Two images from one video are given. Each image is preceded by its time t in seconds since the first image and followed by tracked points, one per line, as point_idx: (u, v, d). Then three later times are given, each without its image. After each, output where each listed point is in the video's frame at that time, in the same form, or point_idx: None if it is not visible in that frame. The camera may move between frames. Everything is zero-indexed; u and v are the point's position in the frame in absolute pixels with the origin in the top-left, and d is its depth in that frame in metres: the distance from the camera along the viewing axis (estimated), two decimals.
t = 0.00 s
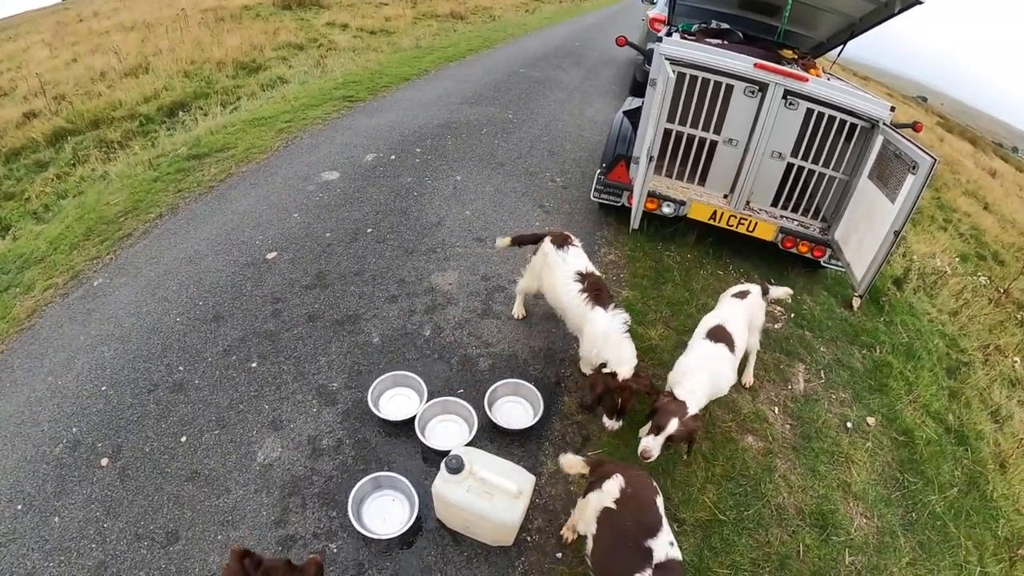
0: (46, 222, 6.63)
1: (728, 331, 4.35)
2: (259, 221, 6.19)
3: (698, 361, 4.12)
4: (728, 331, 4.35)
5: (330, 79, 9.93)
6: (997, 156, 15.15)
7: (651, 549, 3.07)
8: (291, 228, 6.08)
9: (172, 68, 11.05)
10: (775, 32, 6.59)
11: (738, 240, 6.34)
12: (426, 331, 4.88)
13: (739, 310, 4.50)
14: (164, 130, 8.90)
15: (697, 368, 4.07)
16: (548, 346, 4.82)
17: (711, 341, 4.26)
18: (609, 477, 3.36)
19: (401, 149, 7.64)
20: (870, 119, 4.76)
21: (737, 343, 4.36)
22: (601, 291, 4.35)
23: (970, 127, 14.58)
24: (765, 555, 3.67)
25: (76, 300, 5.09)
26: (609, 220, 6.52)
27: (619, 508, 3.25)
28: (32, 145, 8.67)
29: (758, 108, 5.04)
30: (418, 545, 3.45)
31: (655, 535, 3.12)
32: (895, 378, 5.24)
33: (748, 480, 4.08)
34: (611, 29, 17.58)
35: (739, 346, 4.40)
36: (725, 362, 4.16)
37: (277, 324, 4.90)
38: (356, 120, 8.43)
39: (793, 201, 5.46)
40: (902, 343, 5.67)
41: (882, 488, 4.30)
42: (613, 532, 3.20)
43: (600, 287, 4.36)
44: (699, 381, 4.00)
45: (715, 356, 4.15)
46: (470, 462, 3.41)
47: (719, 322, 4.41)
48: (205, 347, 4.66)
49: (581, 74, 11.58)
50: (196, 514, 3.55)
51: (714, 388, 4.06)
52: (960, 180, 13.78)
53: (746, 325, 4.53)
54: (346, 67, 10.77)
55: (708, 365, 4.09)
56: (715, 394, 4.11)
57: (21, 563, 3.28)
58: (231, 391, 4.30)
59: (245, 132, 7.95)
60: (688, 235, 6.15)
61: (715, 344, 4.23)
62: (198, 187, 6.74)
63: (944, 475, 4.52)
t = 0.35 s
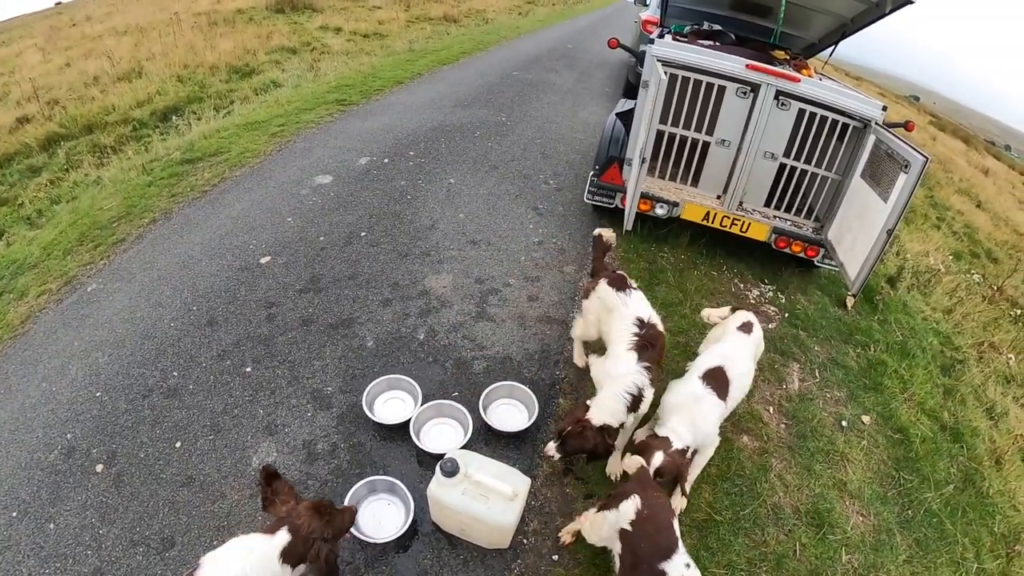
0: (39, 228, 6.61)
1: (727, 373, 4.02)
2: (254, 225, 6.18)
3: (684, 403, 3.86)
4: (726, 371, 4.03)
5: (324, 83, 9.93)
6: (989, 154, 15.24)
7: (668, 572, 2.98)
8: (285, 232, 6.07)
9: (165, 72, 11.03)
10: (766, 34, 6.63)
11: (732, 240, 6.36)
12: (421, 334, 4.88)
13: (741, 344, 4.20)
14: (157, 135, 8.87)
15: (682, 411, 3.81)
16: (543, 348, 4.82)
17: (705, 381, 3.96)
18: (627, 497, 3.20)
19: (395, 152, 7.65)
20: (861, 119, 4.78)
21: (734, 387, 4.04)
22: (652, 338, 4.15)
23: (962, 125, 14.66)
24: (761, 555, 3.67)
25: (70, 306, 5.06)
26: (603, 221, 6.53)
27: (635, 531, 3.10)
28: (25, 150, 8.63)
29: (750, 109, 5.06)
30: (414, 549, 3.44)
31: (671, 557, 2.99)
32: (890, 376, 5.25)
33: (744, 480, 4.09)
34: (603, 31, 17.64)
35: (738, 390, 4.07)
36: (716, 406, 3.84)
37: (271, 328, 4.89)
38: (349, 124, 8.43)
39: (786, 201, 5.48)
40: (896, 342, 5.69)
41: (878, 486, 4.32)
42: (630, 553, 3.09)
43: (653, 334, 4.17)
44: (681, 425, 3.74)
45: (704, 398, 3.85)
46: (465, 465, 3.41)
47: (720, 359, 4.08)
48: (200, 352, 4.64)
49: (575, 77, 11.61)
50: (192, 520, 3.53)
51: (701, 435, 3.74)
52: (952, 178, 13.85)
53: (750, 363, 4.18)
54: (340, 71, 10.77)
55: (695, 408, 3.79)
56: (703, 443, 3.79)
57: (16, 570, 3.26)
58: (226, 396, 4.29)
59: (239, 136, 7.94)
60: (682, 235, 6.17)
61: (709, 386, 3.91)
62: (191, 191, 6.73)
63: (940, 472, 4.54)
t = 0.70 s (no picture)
0: (37, 236, 6.61)
1: (720, 382, 3.92)
2: (251, 232, 6.19)
3: (678, 413, 3.75)
4: (720, 380, 3.92)
5: (320, 89, 9.95)
6: (985, 152, 15.27)
7: None
8: (283, 238, 6.08)
9: (162, 80, 11.04)
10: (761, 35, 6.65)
11: (729, 242, 6.37)
12: (419, 339, 4.88)
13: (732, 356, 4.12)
14: (155, 143, 8.89)
15: (676, 421, 3.71)
16: (542, 352, 4.83)
17: (699, 390, 3.85)
18: (636, 512, 3.10)
19: (392, 158, 7.66)
20: (856, 119, 4.80)
21: (728, 395, 3.92)
22: (639, 369, 3.83)
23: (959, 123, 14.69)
24: (762, 556, 3.67)
25: (69, 314, 5.06)
26: (601, 224, 6.54)
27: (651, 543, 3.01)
28: (22, 159, 8.63)
29: (745, 110, 5.07)
30: (415, 554, 3.43)
31: (692, 561, 2.92)
32: (889, 375, 5.26)
33: (745, 481, 4.09)
34: (599, 34, 17.69)
35: (732, 399, 3.96)
36: (711, 415, 3.73)
37: (269, 335, 4.89)
38: (346, 130, 8.44)
39: (783, 202, 5.49)
40: (895, 340, 5.70)
41: (878, 485, 4.32)
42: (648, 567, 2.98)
43: (642, 366, 3.85)
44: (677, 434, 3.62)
45: (699, 407, 3.73)
46: (465, 471, 3.41)
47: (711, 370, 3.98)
48: (198, 360, 4.64)
49: (571, 80, 11.64)
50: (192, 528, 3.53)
51: (696, 444, 3.64)
52: (949, 176, 13.88)
53: (741, 373, 4.10)
54: (336, 77, 10.79)
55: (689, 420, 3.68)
56: (700, 450, 3.68)
57: None
58: (225, 403, 4.29)
59: (236, 143, 7.95)
60: (679, 237, 6.17)
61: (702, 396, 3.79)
62: (189, 199, 6.73)
63: (940, 471, 4.54)
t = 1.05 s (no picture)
0: (43, 233, 6.63)
1: (715, 385, 3.85)
2: (256, 227, 6.19)
3: (672, 417, 3.71)
4: (715, 383, 3.85)
5: (324, 84, 9.94)
6: (992, 146, 15.15)
7: None
8: (287, 233, 6.08)
9: (166, 76, 11.04)
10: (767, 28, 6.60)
11: (734, 235, 6.34)
12: (423, 333, 4.88)
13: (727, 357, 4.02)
14: (159, 139, 8.90)
15: (670, 426, 3.66)
16: (546, 346, 4.82)
17: (694, 393, 3.79)
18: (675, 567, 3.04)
19: (396, 152, 7.65)
20: (862, 112, 4.76)
21: (723, 398, 3.85)
22: (631, 367, 3.77)
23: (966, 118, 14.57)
24: (766, 551, 3.67)
25: (74, 310, 5.08)
26: (605, 219, 6.52)
27: None
28: (27, 155, 8.66)
29: (750, 103, 5.04)
30: (418, 548, 3.44)
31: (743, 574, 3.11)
32: (893, 370, 5.24)
33: (748, 476, 4.07)
34: (604, 28, 17.59)
35: (727, 401, 3.90)
36: (705, 419, 3.69)
37: (273, 329, 4.90)
38: (351, 125, 8.43)
39: (788, 195, 5.45)
40: (901, 336, 5.67)
41: (883, 481, 4.30)
42: None
43: (634, 364, 3.78)
44: (671, 442, 3.59)
45: (695, 412, 3.69)
46: (469, 463, 3.41)
47: (707, 372, 3.89)
48: (203, 354, 4.65)
49: (576, 74, 11.59)
50: (197, 521, 3.54)
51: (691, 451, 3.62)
52: (955, 171, 13.78)
53: (735, 373, 4.01)
54: (340, 72, 10.77)
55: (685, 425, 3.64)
56: (696, 454, 3.67)
57: (22, 573, 3.28)
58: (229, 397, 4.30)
59: (240, 138, 7.95)
60: (684, 232, 6.15)
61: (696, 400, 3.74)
62: (193, 195, 6.73)
63: (945, 467, 4.53)
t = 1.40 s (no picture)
0: (46, 234, 6.65)
1: (724, 398, 3.65)
2: (258, 228, 6.21)
3: (669, 427, 3.57)
4: (723, 397, 3.65)
5: (326, 86, 9.96)
6: (995, 147, 15.13)
7: None
8: (289, 234, 6.10)
9: (168, 77, 11.08)
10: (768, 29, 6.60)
11: (736, 236, 6.34)
12: (424, 334, 4.89)
13: (736, 372, 3.85)
14: (162, 140, 8.93)
15: (664, 435, 3.53)
16: (547, 347, 4.82)
17: (697, 405, 3.61)
18: None
19: (398, 154, 7.66)
20: (864, 113, 4.75)
21: (735, 414, 3.65)
22: (628, 369, 3.81)
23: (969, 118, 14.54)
24: (767, 552, 3.66)
25: (77, 310, 5.10)
26: (606, 219, 6.52)
27: None
28: (30, 157, 8.69)
29: (751, 104, 5.04)
30: (419, 548, 3.44)
31: None
32: (896, 371, 5.23)
33: (750, 477, 4.06)
34: (606, 29, 17.60)
35: (737, 418, 3.67)
36: (705, 433, 3.51)
37: (275, 330, 4.91)
38: (353, 126, 8.45)
39: (790, 196, 5.45)
40: (903, 336, 5.65)
41: (884, 483, 4.29)
42: None
43: (632, 365, 3.82)
44: (661, 451, 3.48)
45: (701, 427, 3.51)
46: (470, 465, 3.41)
47: (716, 386, 3.70)
48: (205, 355, 4.67)
49: (577, 75, 11.59)
50: (198, 521, 3.55)
51: (682, 462, 3.49)
52: (958, 171, 13.74)
53: (745, 386, 3.82)
54: (343, 73, 10.79)
55: (687, 441, 3.49)
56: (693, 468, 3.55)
57: (25, 572, 3.29)
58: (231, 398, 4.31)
59: (243, 140, 7.98)
60: (685, 232, 6.15)
61: (703, 414, 3.55)
62: (196, 196, 6.76)
63: (948, 469, 4.51)
